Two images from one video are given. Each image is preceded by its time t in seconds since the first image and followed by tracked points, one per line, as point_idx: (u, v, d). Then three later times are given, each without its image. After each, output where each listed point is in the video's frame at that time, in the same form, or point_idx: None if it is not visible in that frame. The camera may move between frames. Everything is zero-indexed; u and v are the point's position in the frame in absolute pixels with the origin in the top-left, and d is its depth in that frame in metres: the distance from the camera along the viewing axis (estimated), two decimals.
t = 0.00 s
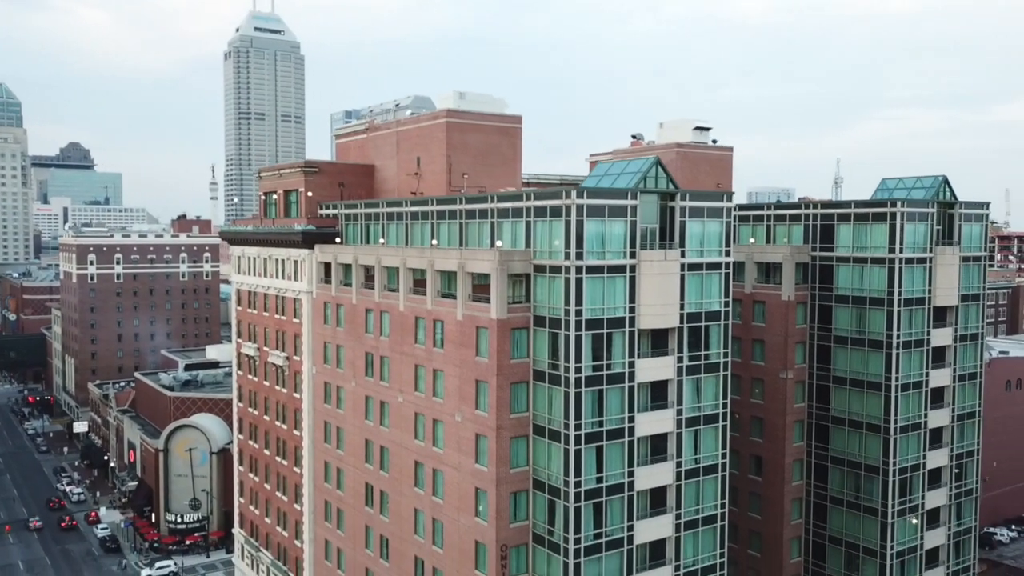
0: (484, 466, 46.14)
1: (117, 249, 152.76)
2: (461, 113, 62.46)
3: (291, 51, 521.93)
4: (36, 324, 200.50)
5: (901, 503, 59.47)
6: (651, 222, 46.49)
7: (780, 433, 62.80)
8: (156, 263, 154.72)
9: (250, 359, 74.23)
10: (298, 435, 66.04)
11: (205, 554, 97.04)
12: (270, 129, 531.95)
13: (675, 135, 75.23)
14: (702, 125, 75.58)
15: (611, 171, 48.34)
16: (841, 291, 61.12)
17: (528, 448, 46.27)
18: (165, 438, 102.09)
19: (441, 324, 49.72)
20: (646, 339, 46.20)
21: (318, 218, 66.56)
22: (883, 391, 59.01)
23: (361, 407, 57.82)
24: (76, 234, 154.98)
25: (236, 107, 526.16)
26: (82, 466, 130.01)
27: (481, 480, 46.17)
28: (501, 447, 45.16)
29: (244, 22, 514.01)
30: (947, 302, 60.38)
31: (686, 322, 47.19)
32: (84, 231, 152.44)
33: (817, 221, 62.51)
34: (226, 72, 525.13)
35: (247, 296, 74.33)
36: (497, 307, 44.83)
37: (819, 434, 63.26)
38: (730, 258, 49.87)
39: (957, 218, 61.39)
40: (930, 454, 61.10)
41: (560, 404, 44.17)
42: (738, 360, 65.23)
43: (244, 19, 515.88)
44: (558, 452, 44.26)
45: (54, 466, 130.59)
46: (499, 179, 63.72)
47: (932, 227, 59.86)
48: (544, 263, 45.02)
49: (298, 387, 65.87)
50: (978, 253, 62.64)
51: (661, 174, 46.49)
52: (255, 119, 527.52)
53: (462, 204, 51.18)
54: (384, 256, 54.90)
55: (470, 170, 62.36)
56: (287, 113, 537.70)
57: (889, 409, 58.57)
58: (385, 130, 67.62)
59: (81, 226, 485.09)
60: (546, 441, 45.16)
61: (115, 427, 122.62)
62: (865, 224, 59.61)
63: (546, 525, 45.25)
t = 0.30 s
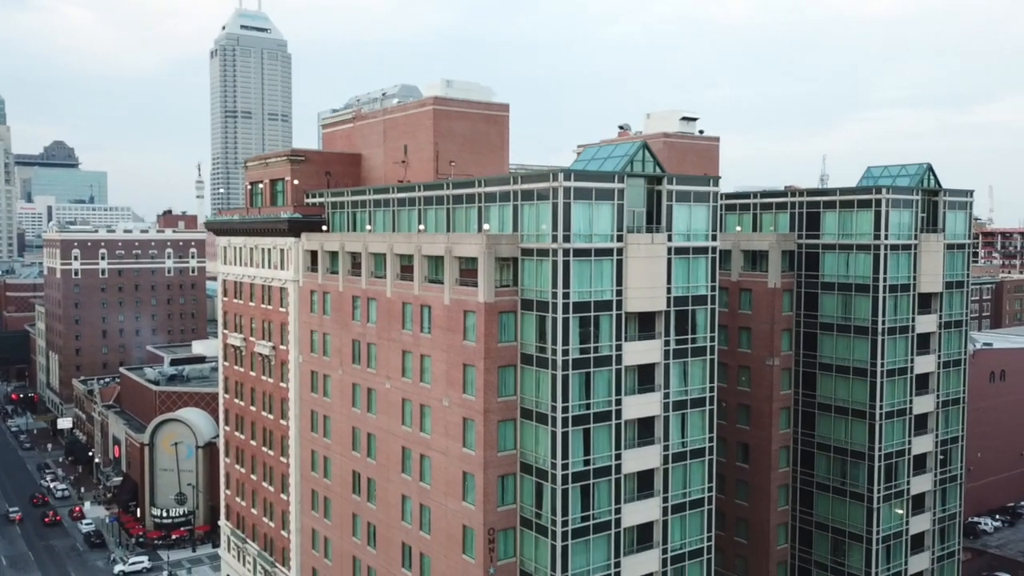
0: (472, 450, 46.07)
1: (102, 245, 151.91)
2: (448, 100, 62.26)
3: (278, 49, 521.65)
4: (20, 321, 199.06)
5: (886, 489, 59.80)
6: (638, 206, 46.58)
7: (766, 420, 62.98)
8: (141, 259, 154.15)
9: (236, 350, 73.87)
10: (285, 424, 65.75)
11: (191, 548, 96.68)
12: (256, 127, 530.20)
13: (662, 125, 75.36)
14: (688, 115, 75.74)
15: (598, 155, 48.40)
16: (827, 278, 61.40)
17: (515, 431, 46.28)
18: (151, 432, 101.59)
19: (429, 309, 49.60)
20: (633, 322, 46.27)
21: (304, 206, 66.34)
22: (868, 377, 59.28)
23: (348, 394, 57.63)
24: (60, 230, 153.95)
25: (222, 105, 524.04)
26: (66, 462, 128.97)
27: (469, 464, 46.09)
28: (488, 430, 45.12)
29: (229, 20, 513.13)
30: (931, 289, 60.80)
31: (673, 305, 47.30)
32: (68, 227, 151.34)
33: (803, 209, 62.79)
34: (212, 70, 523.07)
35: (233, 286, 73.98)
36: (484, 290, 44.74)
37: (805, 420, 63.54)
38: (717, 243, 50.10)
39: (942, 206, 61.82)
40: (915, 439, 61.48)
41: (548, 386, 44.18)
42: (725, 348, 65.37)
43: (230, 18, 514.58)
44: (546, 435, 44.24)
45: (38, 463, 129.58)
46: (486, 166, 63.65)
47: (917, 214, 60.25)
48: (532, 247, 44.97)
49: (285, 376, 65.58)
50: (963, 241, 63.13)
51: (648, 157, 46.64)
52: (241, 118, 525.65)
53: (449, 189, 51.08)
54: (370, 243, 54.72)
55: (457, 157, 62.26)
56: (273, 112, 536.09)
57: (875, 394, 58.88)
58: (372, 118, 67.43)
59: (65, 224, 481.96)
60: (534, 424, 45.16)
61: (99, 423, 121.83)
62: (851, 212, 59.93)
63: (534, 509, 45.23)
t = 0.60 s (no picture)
0: (458, 434, 45.97)
1: (85, 240, 150.97)
2: (433, 87, 62.13)
3: (264, 47, 520.52)
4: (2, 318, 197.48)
5: (870, 475, 60.08)
6: (624, 190, 46.67)
7: (751, 409, 63.17)
8: (125, 254, 153.35)
9: (221, 341, 73.49)
10: (270, 414, 65.41)
11: (176, 542, 95.63)
12: (241, 126, 528.27)
13: (647, 116, 75.59)
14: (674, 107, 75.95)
15: (583, 140, 48.44)
16: (811, 266, 61.70)
17: (501, 416, 46.23)
18: (135, 426, 100.95)
19: (414, 294, 49.46)
20: (619, 306, 46.33)
21: (289, 195, 66.12)
22: (853, 364, 59.59)
23: (333, 382, 57.42)
24: (43, 225, 152.93)
25: (207, 104, 521.94)
26: (49, 459, 127.72)
27: (454, 449, 46.01)
28: (474, 414, 45.05)
29: (214, 18, 511.15)
30: (914, 277, 61.21)
31: (658, 290, 47.38)
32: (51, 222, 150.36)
33: (787, 197, 63.12)
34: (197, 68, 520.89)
35: (217, 277, 73.60)
36: (470, 274, 44.64)
37: (790, 408, 63.81)
38: (702, 228, 50.23)
39: (924, 194, 62.30)
40: (899, 427, 61.83)
41: (533, 370, 44.15)
42: (711, 336, 65.55)
43: (215, 15, 512.56)
44: (532, 419, 44.19)
45: (21, 460, 128.35)
46: (471, 154, 63.60)
47: (900, 202, 60.64)
48: (518, 231, 44.89)
49: (270, 365, 65.28)
50: (946, 229, 63.61)
51: (633, 141, 46.85)
52: (226, 116, 523.66)
53: (434, 174, 50.97)
54: (356, 229, 54.50)
55: (443, 144, 62.18)
56: (259, 111, 534.26)
57: (859, 381, 59.18)
58: (357, 107, 67.28)
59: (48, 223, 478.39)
60: (520, 408, 45.12)
61: (82, 418, 120.86)
62: (835, 199, 60.24)
63: (520, 493, 45.18)
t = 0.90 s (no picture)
0: (444, 417, 45.94)
1: (68, 235, 149.85)
2: (419, 75, 62.05)
3: (249, 46, 518.40)
4: None
5: (854, 461, 60.47)
6: (610, 174, 46.77)
7: (737, 396, 63.39)
8: (109, 249, 152.68)
9: (206, 332, 73.11)
10: (255, 403, 65.14)
11: (160, 536, 95.24)
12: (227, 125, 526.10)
13: (633, 107, 75.79)
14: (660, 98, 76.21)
15: (569, 125, 48.51)
16: (796, 254, 62.07)
17: (487, 399, 46.24)
18: (119, 420, 100.38)
19: (400, 279, 49.41)
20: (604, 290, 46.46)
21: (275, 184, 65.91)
22: (837, 350, 59.96)
23: (318, 369, 57.26)
24: (25, 220, 151.89)
25: (192, 102, 519.66)
26: (32, 455, 126.66)
27: (441, 432, 45.98)
28: (460, 397, 45.02)
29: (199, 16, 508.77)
30: (898, 264, 61.66)
31: (643, 274, 47.54)
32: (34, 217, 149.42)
33: (772, 185, 63.40)
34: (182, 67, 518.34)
35: (202, 267, 73.23)
36: (457, 257, 44.61)
37: (775, 396, 64.10)
38: (687, 213, 50.42)
39: (907, 182, 62.79)
40: (883, 413, 62.25)
41: (520, 353, 44.18)
42: (696, 325, 65.76)
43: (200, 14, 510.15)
44: (518, 401, 44.22)
45: (3, 456, 127.20)
46: (457, 143, 63.58)
47: (884, 190, 61.05)
48: (504, 214, 44.91)
49: (255, 354, 65.00)
50: (928, 218, 64.17)
51: (619, 125, 46.94)
52: (211, 115, 521.35)
53: (420, 158, 50.91)
54: (342, 215, 54.36)
55: (429, 132, 62.13)
56: (244, 109, 532.02)
57: (843, 367, 59.51)
58: (343, 96, 67.13)
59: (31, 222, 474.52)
60: (506, 391, 45.15)
61: (65, 413, 119.95)
62: (819, 187, 60.58)
63: (506, 475, 45.23)
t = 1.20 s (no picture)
0: (430, 401, 45.84)
1: (51, 229, 148.65)
2: (406, 62, 61.88)
3: (234, 44, 515.17)
4: None
5: (839, 449, 60.77)
6: (597, 158, 46.84)
7: (722, 384, 63.59)
8: (92, 244, 152.55)
9: (190, 321, 72.69)
10: (240, 392, 64.81)
11: (144, 531, 94.70)
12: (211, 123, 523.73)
13: (619, 97, 75.93)
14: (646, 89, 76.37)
15: (555, 109, 48.54)
16: (781, 242, 62.38)
17: (474, 382, 46.19)
18: (103, 413, 99.65)
19: (386, 264, 49.27)
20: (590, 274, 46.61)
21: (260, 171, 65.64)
22: (821, 338, 60.24)
23: (304, 356, 57.04)
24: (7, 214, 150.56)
25: (177, 100, 517.20)
26: (14, 450, 125.53)
27: (427, 416, 45.89)
28: (447, 381, 44.93)
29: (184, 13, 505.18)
30: (882, 252, 62.03)
31: (630, 258, 47.65)
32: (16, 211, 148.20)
33: (757, 174, 63.67)
34: (167, 65, 515.55)
35: (186, 257, 72.82)
36: (443, 241, 44.50)
37: (760, 384, 64.36)
38: (673, 199, 50.56)
39: (892, 171, 63.23)
40: (867, 401, 62.60)
41: (506, 336, 44.11)
42: (682, 314, 65.93)
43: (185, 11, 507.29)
44: (505, 384, 44.17)
45: None
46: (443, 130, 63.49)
47: (868, 179, 61.44)
48: (490, 197, 44.85)
49: (240, 343, 64.68)
50: (912, 208, 64.66)
51: (605, 109, 47.06)
52: (196, 113, 518.87)
53: (406, 143, 50.81)
54: (327, 201, 54.15)
55: (415, 120, 61.99)
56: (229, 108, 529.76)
57: (828, 354, 59.79)
58: (328, 84, 66.91)
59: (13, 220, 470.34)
60: (492, 374, 45.09)
61: (48, 408, 118.97)
62: (804, 176, 60.87)
63: (492, 459, 45.20)
